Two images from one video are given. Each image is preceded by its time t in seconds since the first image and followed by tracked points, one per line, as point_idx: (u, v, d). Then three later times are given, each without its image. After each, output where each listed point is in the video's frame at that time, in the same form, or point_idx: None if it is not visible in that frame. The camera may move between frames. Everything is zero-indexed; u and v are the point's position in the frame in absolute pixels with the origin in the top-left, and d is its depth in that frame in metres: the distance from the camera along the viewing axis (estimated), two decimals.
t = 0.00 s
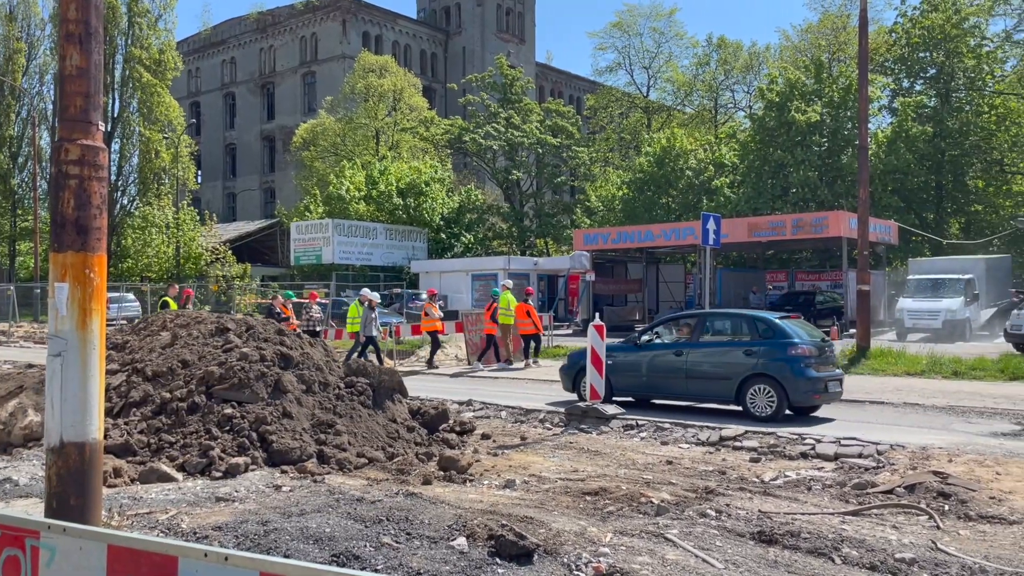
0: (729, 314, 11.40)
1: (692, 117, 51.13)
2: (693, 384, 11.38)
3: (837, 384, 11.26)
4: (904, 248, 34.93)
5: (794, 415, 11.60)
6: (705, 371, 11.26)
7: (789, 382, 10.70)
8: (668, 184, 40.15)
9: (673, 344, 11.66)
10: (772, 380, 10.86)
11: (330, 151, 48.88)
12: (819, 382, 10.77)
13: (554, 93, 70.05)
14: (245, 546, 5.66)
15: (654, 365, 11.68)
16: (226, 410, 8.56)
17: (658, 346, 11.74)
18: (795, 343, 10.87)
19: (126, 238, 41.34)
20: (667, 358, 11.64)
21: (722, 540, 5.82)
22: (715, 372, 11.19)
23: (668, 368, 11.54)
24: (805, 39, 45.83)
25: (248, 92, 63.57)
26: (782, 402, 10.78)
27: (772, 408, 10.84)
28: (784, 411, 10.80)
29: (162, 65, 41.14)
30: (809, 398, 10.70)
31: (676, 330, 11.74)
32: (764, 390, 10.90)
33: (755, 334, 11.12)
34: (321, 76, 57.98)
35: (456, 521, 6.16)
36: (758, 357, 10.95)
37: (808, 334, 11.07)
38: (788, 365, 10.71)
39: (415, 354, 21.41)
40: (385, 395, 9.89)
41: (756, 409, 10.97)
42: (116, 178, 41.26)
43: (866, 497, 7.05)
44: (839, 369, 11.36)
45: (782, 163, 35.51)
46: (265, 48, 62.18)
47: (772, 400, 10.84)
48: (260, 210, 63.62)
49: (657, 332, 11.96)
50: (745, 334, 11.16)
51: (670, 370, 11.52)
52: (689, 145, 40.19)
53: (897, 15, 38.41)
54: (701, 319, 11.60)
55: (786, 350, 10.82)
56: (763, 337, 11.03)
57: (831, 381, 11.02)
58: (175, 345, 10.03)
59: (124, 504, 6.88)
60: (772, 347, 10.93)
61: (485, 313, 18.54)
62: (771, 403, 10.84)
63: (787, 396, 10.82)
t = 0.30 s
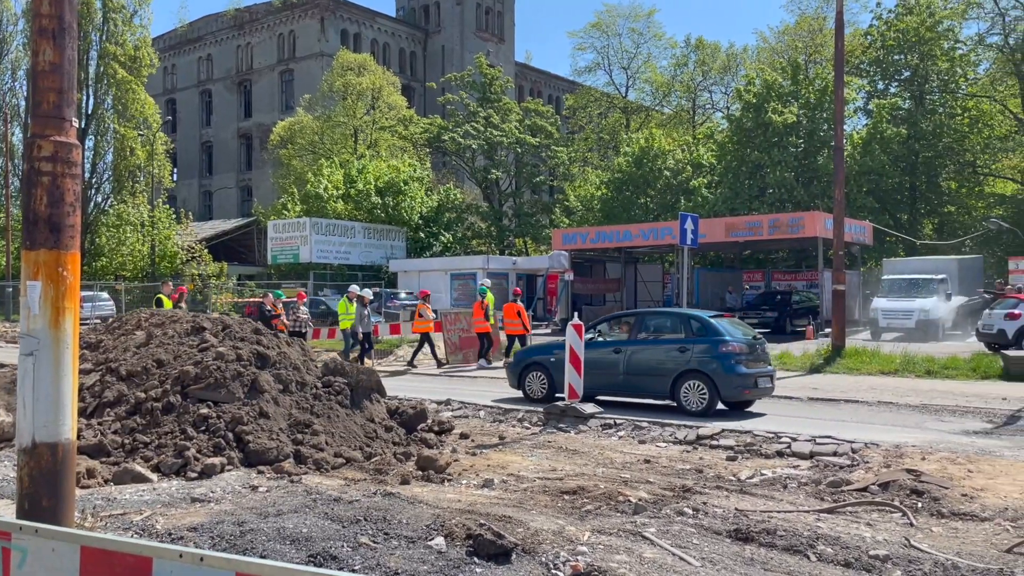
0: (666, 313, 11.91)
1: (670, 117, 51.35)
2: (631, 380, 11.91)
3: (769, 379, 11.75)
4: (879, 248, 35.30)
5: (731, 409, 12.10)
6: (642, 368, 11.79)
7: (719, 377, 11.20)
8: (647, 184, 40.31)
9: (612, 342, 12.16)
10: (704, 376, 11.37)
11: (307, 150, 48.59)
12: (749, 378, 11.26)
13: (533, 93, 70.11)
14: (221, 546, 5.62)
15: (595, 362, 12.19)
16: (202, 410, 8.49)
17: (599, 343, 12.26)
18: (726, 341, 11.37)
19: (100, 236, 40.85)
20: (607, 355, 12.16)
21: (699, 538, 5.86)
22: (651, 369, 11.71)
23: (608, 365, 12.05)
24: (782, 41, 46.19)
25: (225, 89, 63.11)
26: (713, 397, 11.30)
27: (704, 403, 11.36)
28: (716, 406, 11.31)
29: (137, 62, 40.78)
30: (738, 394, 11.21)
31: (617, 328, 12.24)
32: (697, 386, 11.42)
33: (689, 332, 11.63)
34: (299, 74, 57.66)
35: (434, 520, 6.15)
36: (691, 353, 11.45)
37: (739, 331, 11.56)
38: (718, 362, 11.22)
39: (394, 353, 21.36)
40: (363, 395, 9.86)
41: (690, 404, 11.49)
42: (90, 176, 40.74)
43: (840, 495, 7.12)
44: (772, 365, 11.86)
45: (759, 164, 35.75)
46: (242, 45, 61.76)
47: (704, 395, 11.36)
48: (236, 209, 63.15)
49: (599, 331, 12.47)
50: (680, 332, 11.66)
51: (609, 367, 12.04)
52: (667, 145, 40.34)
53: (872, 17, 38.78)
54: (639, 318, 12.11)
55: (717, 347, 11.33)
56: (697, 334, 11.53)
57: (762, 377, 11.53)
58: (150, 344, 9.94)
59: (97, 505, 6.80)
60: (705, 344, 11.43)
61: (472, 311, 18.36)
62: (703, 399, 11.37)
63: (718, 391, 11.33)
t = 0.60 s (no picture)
0: (610, 312, 12.39)
1: (648, 118, 51.54)
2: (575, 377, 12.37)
3: (708, 377, 12.21)
4: (855, 248, 35.62)
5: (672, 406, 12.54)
6: (585, 364, 12.26)
7: (659, 374, 11.66)
8: (625, 184, 40.46)
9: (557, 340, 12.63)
10: (644, 372, 11.82)
11: (285, 148, 48.30)
12: (687, 375, 11.72)
13: (513, 93, 70.15)
14: (196, 548, 5.57)
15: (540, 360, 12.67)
16: (178, 410, 8.42)
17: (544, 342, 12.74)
18: (666, 339, 11.85)
19: (75, 235, 40.30)
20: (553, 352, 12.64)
21: (676, 536, 5.89)
22: (594, 365, 12.18)
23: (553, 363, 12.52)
24: (760, 42, 46.51)
25: (202, 87, 62.63)
26: (653, 393, 11.75)
27: (643, 399, 11.80)
28: (655, 401, 11.75)
29: (112, 58, 40.43)
30: (677, 390, 11.66)
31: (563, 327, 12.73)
32: (637, 382, 11.86)
33: (631, 330, 12.11)
34: (277, 72, 57.33)
35: (412, 520, 6.13)
36: (632, 351, 11.92)
37: (679, 330, 12.04)
38: (657, 359, 11.69)
39: (373, 352, 21.32)
40: (341, 395, 9.81)
41: (630, 400, 11.92)
42: (64, 174, 40.23)
43: (815, 493, 7.19)
44: (712, 363, 12.32)
45: (736, 165, 35.97)
46: (219, 43, 61.33)
47: (644, 391, 11.81)
48: (213, 208, 62.69)
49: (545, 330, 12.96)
50: (622, 330, 12.13)
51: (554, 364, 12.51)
52: (645, 146, 40.51)
53: (848, 19, 39.12)
54: (585, 317, 12.59)
55: (657, 345, 11.80)
56: (638, 333, 12.01)
57: (701, 374, 11.98)
58: (125, 344, 9.85)
59: (71, 507, 6.73)
60: (645, 342, 11.91)
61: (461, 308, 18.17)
62: (643, 395, 11.81)
63: (657, 387, 11.78)
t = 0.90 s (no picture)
0: (560, 312, 12.77)
1: (627, 118, 51.77)
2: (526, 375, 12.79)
3: (655, 374, 12.59)
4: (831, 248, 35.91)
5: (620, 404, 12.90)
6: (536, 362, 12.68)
7: (605, 371, 12.03)
8: (604, 184, 40.57)
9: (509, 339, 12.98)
10: (591, 371, 12.18)
11: (263, 147, 48.02)
12: (632, 372, 12.10)
13: (492, 92, 70.15)
14: (171, 549, 5.53)
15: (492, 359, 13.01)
16: (153, 411, 8.35)
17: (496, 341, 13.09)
18: (612, 337, 12.25)
19: (49, 234, 39.81)
20: (505, 351, 13.08)
21: (654, 535, 5.92)
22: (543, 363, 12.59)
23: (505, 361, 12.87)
24: (738, 44, 46.82)
25: (178, 85, 62.11)
26: (599, 390, 12.11)
27: (589, 396, 12.17)
28: (601, 398, 12.11)
29: (88, 56, 40.11)
30: (622, 387, 12.04)
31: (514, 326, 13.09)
32: (584, 381, 12.22)
33: (579, 329, 12.51)
34: (254, 70, 56.97)
35: (391, 520, 6.12)
36: (579, 350, 12.29)
37: (626, 329, 12.43)
38: (604, 357, 12.07)
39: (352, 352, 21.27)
40: (320, 395, 9.74)
41: (578, 397, 12.27)
42: (38, 172, 39.76)
43: (791, 491, 7.24)
44: (659, 361, 12.72)
45: (714, 166, 36.16)
46: (196, 40, 60.84)
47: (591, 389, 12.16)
48: (190, 207, 62.22)
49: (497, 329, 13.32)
50: (571, 330, 12.51)
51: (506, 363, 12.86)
52: (625, 146, 40.66)
53: (824, 22, 39.43)
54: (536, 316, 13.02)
55: (603, 343, 12.19)
56: (585, 332, 12.41)
57: (646, 372, 12.37)
58: (100, 344, 9.75)
59: (44, 509, 6.65)
60: (592, 340, 12.29)
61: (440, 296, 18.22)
62: (590, 392, 12.16)
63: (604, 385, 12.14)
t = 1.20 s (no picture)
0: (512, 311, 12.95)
1: (607, 119, 51.92)
2: (480, 374, 13.00)
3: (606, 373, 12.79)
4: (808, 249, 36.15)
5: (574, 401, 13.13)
6: (490, 361, 12.90)
7: (555, 370, 12.22)
8: (584, 185, 40.63)
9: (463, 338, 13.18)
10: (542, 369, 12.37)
11: (241, 146, 47.72)
12: (582, 370, 12.30)
13: (471, 93, 70.12)
14: (146, 552, 5.48)
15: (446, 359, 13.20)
16: (128, 412, 8.28)
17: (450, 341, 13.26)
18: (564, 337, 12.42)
19: (22, 234, 39.24)
20: (460, 350, 13.24)
21: (632, 534, 5.94)
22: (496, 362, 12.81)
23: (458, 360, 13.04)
24: (715, 46, 47.09)
25: (154, 83, 61.56)
26: (550, 387, 12.29)
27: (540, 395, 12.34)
28: (552, 396, 12.29)
29: (61, 53, 39.79)
30: (572, 384, 12.24)
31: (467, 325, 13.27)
32: (536, 378, 12.40)
33: (532, 329, 12.70)
34: (232, 68, 56.60)
35: (368, 521, 6.10)
36: (531, 348, 12.47)
37: (577, 329, 12.65)
38: (554, 356, 12.25)
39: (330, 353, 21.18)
40: (297, 396, 9.67)
41: (529, 395, 12.45)
42: (11, 170, 39.29)
43: (768, 490, 7.30)
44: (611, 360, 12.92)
45: (693, 167, 36.33)
46: (173, 38, 60.33)
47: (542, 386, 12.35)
48: (167, 206, 61.70)
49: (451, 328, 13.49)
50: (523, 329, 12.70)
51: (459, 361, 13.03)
52: (604, 147, 40.79)
53: (801, 24, 39.77)
54: (490, 317, 13.24)
55: (554, 343, 12.37)
56: (537, 332, 12.61)
57: (597, 370, 12.58)
58: (73, 345, 9.64)
59: (16, 512, 6.58)
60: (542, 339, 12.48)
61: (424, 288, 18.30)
62: (541, 390, 12.34)
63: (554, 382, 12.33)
